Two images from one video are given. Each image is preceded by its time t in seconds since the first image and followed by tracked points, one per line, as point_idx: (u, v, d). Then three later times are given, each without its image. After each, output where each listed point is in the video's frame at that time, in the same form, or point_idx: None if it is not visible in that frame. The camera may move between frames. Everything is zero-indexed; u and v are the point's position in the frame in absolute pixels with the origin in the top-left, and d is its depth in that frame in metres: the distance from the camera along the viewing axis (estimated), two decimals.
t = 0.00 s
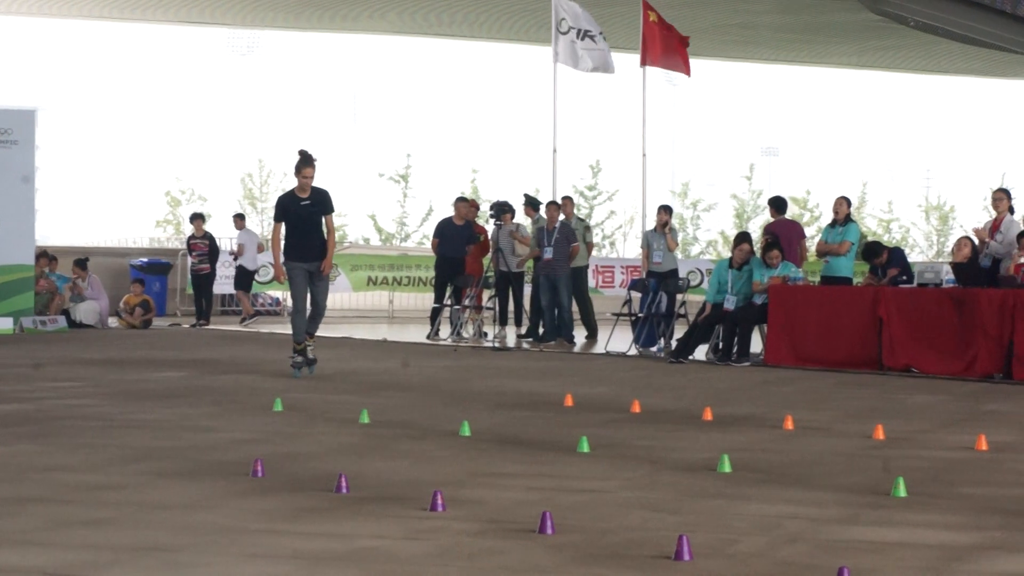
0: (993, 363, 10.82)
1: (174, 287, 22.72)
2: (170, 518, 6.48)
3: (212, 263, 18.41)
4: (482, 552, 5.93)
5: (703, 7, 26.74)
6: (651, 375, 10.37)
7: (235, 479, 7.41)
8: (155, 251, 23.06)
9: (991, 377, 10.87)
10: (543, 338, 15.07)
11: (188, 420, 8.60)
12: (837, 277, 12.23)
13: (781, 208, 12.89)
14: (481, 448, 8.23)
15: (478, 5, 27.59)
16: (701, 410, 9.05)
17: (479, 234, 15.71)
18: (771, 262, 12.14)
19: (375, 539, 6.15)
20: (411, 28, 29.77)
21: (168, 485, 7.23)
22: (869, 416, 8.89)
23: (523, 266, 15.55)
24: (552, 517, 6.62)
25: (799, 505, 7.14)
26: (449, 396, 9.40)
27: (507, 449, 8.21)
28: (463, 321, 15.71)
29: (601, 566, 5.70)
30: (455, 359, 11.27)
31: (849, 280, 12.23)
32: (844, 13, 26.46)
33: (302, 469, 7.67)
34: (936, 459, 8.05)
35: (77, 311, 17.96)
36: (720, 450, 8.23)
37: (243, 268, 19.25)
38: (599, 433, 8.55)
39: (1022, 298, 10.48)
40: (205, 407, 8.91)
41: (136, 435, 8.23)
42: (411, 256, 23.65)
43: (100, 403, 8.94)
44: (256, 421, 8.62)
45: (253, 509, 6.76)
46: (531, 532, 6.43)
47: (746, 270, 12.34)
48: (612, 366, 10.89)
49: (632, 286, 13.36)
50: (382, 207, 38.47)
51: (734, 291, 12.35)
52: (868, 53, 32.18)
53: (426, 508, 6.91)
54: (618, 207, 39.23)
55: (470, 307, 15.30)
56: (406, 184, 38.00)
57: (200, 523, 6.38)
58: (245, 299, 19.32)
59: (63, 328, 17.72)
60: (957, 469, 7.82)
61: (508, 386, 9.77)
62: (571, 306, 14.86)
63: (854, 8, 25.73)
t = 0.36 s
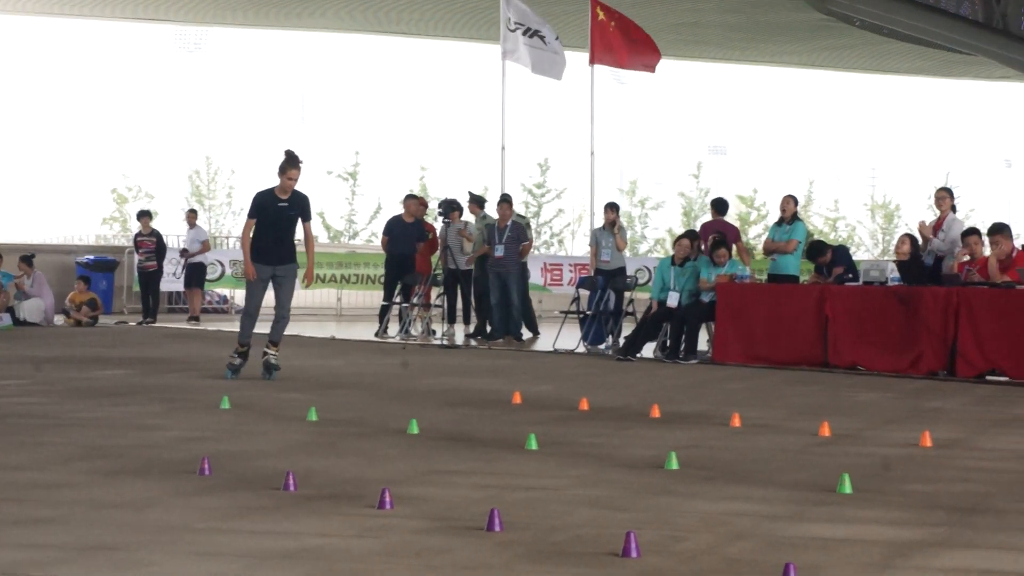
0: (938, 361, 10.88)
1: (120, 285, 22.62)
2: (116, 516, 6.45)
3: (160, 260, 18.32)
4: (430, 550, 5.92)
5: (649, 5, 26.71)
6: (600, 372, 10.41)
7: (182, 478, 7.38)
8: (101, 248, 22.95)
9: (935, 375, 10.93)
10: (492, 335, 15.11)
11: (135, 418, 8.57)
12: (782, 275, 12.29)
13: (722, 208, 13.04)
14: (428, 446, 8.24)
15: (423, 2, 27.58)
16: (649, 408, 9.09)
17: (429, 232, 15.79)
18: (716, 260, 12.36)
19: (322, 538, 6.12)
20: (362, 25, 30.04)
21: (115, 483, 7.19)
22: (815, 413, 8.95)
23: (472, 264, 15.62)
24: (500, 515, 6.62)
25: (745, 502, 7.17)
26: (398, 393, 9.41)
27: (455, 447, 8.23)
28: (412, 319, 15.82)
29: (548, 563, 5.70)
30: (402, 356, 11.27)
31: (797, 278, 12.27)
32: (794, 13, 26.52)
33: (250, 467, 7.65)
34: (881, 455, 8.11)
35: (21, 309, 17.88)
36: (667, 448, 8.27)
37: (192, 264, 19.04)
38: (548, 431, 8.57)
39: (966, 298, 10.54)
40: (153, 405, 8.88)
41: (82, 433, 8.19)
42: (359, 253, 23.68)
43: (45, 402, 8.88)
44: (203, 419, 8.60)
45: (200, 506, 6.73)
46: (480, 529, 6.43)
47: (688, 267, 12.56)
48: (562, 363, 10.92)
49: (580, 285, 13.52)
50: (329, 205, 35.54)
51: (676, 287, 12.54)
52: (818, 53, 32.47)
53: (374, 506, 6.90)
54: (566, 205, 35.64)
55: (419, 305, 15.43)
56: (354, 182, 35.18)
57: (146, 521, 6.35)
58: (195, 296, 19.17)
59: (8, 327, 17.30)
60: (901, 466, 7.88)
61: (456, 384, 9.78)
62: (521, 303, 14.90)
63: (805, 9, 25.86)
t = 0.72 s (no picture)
0: (901, 359, 10.94)
1: (83, 285, 22.59)
2: (78, 516, 6.43)
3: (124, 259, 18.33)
4: (394, 547, 5.90)
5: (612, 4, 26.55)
6: (566, 371, 10.44)
7: (146, 478, 7.36)
8: (64, 248, 22.86)
9: (897, 372, 11.00)
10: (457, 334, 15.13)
11: (99, 419, 8.54)
12: (747, 273, 12.39)
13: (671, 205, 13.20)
14: (393, 445, 8.23)
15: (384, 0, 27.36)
16: (614, 406, 9.11)
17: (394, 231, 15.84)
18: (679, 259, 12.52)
19: (286, 536, 6.10)
20: (322, 24, 30.02)
21: (79, 484, 7.16)
22: (780, 411, 8.99)
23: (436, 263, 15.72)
24: (465, 513, 6.61)
25: (710, 499, 7.18)
26: (362, 393, 9.41)
27: (419, 446, 8.22)
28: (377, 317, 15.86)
29: (513, 559, 5.69)
30: (366, 356, 11.27)
31: (759, 276, 12.38)
32: (758, 11, 26.37)
33: (214, 467, 7.64)
34: (845, 453, 8.13)
35: None
36: (631, 446, 8.29)
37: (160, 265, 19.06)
38: (512, 429, 8.58)
39: (928, 296, 10.59)
40: (116, 406, 8.85)
41: (45, 433, 8.16)
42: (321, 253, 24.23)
43: (7, 403, 8.83)
44: (168, 419, 8.58)
45: (164, 506, 6.72)
46: (444, 528, 6.42)
47: (646, 264, 12.74)
48: (527, 362, 10.94)
49: (545, 283, 13.60)
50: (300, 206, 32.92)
51: (636, 284, 12.72)
52: (779, 52, 32.51)
53: (339, 505, 6.89)
54: (531, 203, 35.35)
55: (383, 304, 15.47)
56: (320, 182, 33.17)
57: (109, 521, 6.33)
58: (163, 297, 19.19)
59: None
60: (866, 463, 7.90)
61: (420, 383, 9.78)
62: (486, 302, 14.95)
63: (764, 7, 25.93)
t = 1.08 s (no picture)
0: (864, 358, 10.96)
1: (44, 284, 22.54)
2: (37, 517, 6.37)
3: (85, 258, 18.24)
4: (359, 547, 5.86)
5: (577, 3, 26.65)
6: (530, 370, 10.44)
7: (108, 478, 7.31)
8: (24, 246, 22.81)
9: (861, 371, 11.02)
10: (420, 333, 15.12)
11: (60, 418, 8.50)
12: (711, 273, 12.42)
13: (614, 206, 13.45)
14: (357, 444, 8.21)
15: None
16: (577, 405, 9.11)
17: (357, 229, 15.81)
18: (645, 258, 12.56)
19: (249, 536, 6.05)
20: (286, 22, 29.93)
21: (40, 484, 7.10)
22: (744, 409, 9.00)
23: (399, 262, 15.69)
24: (429, 512, 6.59)
25: (675, 498, 7.18)
26: (325, 392, 9.39)
27: (382, 445, 8.20)
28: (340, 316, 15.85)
29: (478, 559, 5.66)
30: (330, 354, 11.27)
31: (724, 276, 12.42)
32: (718, 10, 26.59)
33: (177, 467, 7.60)
34: (808, 451, 8.15)
35: None
36: (596, 445, 8.28)
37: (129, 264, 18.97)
38: (476, 429, 8.57)
39: (891, 296, 10.61)
40: (79, 406, 8.81)
41: (5, 433, 8.11)
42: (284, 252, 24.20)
43: None
44: (130, 419, 8.54)
45: (126, 507, 6.67)
46: (408, 527, 6.36)
47: (606, 262, 12.82)
48: (491, 361, 10.94)
49: (509, 282, 13.61)
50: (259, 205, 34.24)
51: (597, 283, 12.81)
52: (746, 51, 32.48)
53: (302, 505, 6.84)
54: (495, 202, 35.20)
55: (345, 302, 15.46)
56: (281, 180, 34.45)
57: (70, 522, 6.27)
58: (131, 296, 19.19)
59: None
60: (830, 462, 7.91)
61: (384, 382, 9.77)
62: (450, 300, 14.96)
63: (728, 7, 25.97)
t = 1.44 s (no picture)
0: (795, 354, 11.09)
1: None
2: None
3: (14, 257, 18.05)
4: (292, 546, 5.61)
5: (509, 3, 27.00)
6: (462, 369, 10.46)
7: (35, 479, 7.20)
8: None
9: (792, 367, 11.13)
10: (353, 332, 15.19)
11: None
12: (644, 269, 12.57)
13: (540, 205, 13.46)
14: (289, 443, 8.16)
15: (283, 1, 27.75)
16: (511, 403, 9.11)
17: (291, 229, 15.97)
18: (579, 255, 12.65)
19: (181, 537, 5.81)
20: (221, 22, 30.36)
21: None
22: (678, 407, 9.03)
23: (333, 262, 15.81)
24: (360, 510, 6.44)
25: (607, 497, 7.03)
26: (256, 391, 9.36)
27: (314, 445, 8.14)
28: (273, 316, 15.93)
29: (409, 555, 5.50)
30: (262, 354, 11.26)
31: (656, 273, 12.57)
32: (652, 11, 27.01)
33: (107, 467, 7.50)
34: (741, 448, 8.16)
35: None
36: (528, 443, 8.26)
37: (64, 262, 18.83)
38: (410, 427, 8.55)
39: (821, 291, 10.76)
40: (8, 407, 8.71)
41: None
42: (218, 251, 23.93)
43: None
44: (60, 420, 8.46)
45: (52, 508, 6.52)
46: (340, 525, 6.17)
47: (540, 260, 12.75)
48: (425, 359, 10.95)
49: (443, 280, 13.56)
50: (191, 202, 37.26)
51: (530, 281, 12.72)
52: (686, 50, 32.88)
53: (234, 505, 6.68)
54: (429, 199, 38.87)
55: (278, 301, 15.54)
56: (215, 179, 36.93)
57: None
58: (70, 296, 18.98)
59: None
60: (762, 457, 7.91)
61: (316, 382, 9.76)
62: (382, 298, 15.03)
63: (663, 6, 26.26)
